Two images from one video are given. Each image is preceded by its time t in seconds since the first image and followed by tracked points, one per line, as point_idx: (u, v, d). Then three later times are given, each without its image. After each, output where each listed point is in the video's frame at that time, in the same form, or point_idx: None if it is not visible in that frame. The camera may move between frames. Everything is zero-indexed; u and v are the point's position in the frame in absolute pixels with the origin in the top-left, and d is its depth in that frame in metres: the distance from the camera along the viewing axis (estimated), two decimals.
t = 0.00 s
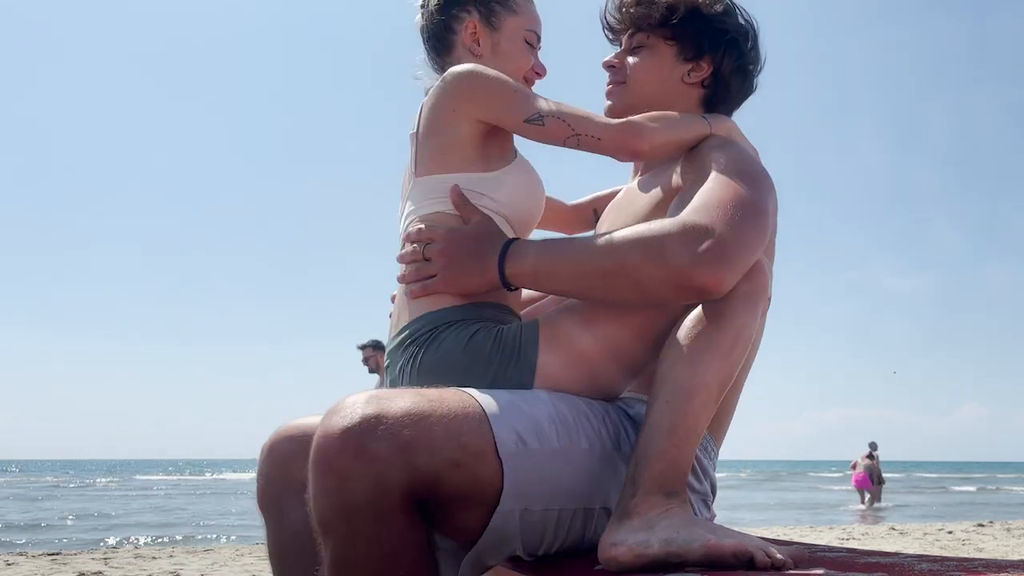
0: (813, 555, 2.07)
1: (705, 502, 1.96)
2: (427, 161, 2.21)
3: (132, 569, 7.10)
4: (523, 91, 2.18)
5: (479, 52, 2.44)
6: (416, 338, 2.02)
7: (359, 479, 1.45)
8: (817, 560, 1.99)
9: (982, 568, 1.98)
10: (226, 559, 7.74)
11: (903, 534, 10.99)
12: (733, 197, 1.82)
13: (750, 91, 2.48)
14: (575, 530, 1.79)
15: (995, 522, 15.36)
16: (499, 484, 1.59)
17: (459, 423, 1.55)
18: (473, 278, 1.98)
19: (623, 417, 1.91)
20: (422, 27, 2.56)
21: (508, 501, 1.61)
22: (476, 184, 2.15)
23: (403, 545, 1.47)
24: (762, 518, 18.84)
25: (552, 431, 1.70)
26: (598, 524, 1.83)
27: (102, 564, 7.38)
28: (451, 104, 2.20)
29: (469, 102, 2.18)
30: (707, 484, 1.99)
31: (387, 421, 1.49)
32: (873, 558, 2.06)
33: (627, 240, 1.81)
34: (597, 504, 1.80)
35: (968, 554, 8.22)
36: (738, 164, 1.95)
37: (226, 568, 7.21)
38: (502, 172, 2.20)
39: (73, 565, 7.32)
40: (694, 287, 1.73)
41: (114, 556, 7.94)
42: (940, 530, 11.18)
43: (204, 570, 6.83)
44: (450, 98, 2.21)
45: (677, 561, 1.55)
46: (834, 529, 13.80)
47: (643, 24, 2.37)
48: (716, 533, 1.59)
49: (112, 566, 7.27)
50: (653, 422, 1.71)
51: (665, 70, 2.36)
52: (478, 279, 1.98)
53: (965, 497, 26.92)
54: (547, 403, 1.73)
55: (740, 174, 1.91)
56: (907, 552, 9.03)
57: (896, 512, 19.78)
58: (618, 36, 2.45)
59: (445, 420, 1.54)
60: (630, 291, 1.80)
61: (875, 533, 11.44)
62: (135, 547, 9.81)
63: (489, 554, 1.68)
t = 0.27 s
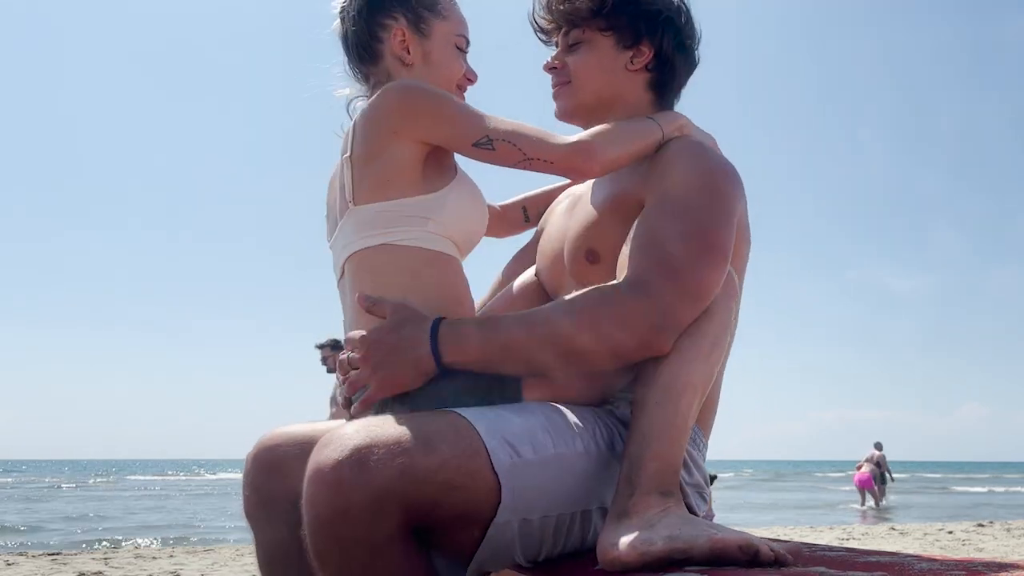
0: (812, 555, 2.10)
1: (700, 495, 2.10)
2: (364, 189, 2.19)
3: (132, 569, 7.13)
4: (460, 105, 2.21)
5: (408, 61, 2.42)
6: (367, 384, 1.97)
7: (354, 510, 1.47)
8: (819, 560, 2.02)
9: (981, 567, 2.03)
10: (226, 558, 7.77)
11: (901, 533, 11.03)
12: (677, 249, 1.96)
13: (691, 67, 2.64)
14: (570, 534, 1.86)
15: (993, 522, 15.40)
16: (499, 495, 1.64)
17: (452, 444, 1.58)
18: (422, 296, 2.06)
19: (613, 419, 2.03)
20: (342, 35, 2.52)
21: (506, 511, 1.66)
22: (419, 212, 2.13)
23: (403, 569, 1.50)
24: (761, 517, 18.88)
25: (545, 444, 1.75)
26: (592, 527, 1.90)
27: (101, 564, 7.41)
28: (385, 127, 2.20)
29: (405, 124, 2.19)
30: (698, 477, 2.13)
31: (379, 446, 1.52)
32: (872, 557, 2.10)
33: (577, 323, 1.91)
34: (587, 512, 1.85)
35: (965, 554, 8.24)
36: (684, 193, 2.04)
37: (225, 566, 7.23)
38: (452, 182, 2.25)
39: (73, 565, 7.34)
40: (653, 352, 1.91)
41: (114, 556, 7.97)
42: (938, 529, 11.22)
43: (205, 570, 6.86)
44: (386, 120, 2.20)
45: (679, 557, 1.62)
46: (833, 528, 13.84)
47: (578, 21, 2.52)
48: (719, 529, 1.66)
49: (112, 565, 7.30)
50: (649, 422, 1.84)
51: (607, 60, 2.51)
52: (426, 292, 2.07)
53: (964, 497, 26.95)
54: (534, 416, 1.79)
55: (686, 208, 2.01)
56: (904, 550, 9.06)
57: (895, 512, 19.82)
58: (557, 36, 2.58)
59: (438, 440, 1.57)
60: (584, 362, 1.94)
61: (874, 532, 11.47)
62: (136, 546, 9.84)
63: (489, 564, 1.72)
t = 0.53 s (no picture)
0: (811, 555, 2.07)
1: (692, 486, 2.09)
2: (297, 218, 1.89)
3: (132, 569, 7.10)
4: (410, 118, 1.96)
5: (334, 61, 2.10)
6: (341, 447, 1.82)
7: (359, 531, 1.45)
8: (816, 559, 2.02)
9: (981, 567, 2.01)
10: (226, 557, 7.74)
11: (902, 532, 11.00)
12: (662, 247, 1.91)
13: (660, 47, 2.61)
14: (575, 538, 1.83)
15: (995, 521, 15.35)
16: (507, 508, 1.60)
17: (459, 456, 1.55)
18: (382, 343, 1.84)
19: (604, 419, 1.97)
20: (259, 33, 2.16)
21: (515, 524, 1.62)
22: (357, 237, 1.87)
23: None
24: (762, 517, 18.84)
25: (548, 454, 1.70)
26: (595, 531, 1.88)
27: (101, 564, 7.37)
28: (323, 147, 1.89)
29: (343, 140, 1.90)
30: (691, 469, 2.12)
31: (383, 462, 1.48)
32: (870, 557, 2.08)
33: (559, 326, 1.85)
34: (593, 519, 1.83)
35: (966, 553, 8.20)
36: (667, 192, 1.99)
37: (225, 565, 7.20)
38: (411, 190, 2.05)
39: (74, 566, 7.31)
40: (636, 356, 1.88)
41: (114, 556, 7.94)
42: (939, 528, 11.19)
43: (205, 570, 6.83)
44: (321, 140, 1.89)
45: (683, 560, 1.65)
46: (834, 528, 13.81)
47: (542, 21, 2.45)
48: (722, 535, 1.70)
49: (112, 565, 7.27)
50: (639, 421, 1.81)
51: (578, 56, 2.47)
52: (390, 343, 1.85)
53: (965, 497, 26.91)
54: (536, 423, 1.74)
55: (670, 205, 1.97)
56: (906, 549, 9.03)
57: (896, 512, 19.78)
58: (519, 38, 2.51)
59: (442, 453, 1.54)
60: (568, 381, 1.86)
61: (875, 531, 11.44)
62: (137, 546, 9.81)
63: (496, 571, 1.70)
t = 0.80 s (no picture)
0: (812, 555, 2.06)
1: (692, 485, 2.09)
2: (287, 223, 1.84)
3: (132, 570, 7.08)
4: (410, 123, 1.94)
5: (302, 55, 2.07)
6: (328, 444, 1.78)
7: (375, 536, 1.44)
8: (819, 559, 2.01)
9: (982, 567, 2.00)
10: (226, 557, 7.73)
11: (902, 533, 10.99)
12: (665, 250, 1.92)
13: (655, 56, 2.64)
14: (578, 539, 1.82)
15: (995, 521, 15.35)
16: (518, 511, 1.58)
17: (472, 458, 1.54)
18: (373, 349, 1.82)
19: (605, 418, 1.96)
20: (215, 31, 2.10)
21: (524, 526, 1.61)
22: (349, 243, 1.84)
23: None
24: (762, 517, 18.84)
25: (555, 455, 1.69)
26: (598, 531, 1.87)
27: (101, 565, 7.36)
28: (321, 154, 1.86)
29: (341, 147, 1.87)
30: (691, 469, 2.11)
31: (398, 468, 1.47)
32: (873, 558, 2.06)
33: (563, 326, 1.84)
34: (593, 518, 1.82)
35: (966, 553, 8.19)
36: (670, 195, 2.00)
37: (225, 565, 7.19)
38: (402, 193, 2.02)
39: (73, 566, 7.29)
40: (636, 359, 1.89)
41: (114, 556, 7.93)
42: (940, 529, 11.18)
43: (205, 570, 6.82)
44: (319, 150, 1.87)
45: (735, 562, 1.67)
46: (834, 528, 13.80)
47: (548, 18, 2.44)
48: (771, 537, 1.72)
49: (112, 565, 7.25)
50: (664, 413, 1.83)
51: (580, 56, 2.46)
52: (380, 348, 1.84)
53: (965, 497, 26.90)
54: (543, 425, 1.73)
55: (674, 208, 1.97)
56: (906, 550, 9.03)
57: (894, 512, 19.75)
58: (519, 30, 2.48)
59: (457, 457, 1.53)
60: (571, 383, 1.84)
61: (875, 531, 11.44)
62: (137, 546, 9.80)
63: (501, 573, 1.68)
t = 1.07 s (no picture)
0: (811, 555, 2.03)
1: (687, 483, 2.06)
2: (280, 223, 1.84)
3: (131, 569, 7.06)
4: (404, 126, 1.92)
5: (300, 61, 2.06)
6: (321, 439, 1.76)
7: (349, 532, 1.43)
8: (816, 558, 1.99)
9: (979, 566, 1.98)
10: (227, 557, 7.71)
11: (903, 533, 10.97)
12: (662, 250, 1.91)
13: (659, 56, 2.62)
14: (571, 536, 1.79)
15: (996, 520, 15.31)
16: (499, 506, 1.56)
17: (449, 455, 1.52)
18: (367, 350, 1.81)
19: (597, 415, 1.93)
20: (216, 47, 2.11)
21: (507, 523, 1.58)
22: (340, 243, 1.83)
23: None
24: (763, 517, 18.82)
25: (539, 451, 1.66)
26: (591, 529, 1.84)
27: (101, 565, 7.34)
28: (313, 155, 1.86)
29: (333, 150, 1.86)
30: (687, 467, 2.08)
31: (370, 463, 1.45)
32: (870, 558, 2.03)
33: (560, 330, 1.84)
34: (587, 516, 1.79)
35: (968, 553, 8.17)
36: (668, 195, 1.99)
37: (225, 565, 7.17)
38: (396, 197, 2.01)
39: (74, 565, 7.28)
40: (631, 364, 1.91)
41: (115, 556, 7.92)
42: (941, 529, 11.16)
43: (205, 570, 6.81)
44: (312, 153, 1.86)
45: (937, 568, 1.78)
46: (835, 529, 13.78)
47: (545, 22, 2.45)
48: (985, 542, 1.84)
49: (111, 565, 7.22)
50: (779, 378, 2.04)
51: (580, 55, 2.45)
52: (374, 347, 1.82)
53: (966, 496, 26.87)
54: (528, 422, 1.71)
55: (673, 210, 1.95)
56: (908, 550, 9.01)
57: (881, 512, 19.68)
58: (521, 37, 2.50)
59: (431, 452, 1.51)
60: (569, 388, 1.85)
61: (877, 531, 11.42)
62: (138, 546, 9.78)
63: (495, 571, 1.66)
